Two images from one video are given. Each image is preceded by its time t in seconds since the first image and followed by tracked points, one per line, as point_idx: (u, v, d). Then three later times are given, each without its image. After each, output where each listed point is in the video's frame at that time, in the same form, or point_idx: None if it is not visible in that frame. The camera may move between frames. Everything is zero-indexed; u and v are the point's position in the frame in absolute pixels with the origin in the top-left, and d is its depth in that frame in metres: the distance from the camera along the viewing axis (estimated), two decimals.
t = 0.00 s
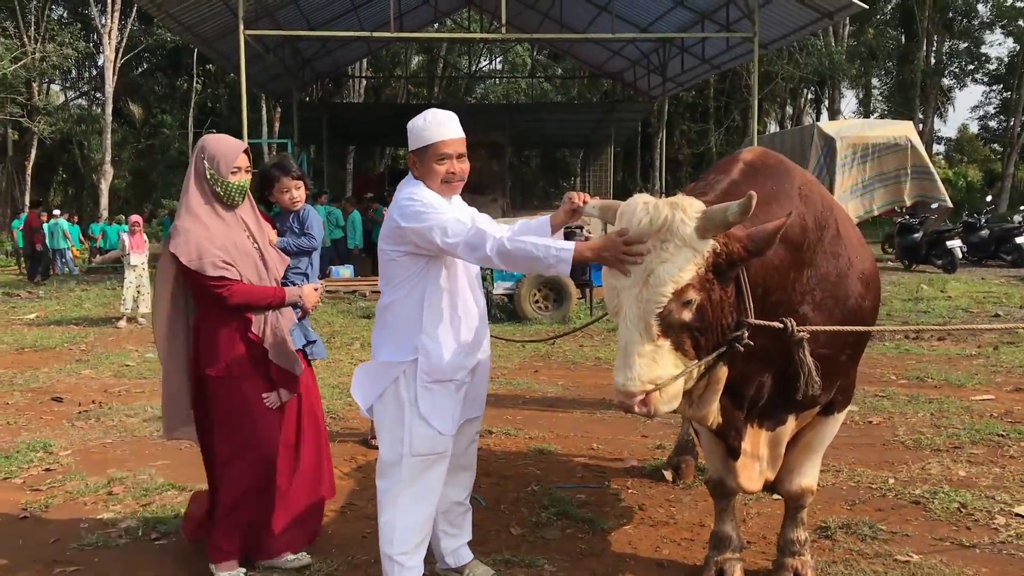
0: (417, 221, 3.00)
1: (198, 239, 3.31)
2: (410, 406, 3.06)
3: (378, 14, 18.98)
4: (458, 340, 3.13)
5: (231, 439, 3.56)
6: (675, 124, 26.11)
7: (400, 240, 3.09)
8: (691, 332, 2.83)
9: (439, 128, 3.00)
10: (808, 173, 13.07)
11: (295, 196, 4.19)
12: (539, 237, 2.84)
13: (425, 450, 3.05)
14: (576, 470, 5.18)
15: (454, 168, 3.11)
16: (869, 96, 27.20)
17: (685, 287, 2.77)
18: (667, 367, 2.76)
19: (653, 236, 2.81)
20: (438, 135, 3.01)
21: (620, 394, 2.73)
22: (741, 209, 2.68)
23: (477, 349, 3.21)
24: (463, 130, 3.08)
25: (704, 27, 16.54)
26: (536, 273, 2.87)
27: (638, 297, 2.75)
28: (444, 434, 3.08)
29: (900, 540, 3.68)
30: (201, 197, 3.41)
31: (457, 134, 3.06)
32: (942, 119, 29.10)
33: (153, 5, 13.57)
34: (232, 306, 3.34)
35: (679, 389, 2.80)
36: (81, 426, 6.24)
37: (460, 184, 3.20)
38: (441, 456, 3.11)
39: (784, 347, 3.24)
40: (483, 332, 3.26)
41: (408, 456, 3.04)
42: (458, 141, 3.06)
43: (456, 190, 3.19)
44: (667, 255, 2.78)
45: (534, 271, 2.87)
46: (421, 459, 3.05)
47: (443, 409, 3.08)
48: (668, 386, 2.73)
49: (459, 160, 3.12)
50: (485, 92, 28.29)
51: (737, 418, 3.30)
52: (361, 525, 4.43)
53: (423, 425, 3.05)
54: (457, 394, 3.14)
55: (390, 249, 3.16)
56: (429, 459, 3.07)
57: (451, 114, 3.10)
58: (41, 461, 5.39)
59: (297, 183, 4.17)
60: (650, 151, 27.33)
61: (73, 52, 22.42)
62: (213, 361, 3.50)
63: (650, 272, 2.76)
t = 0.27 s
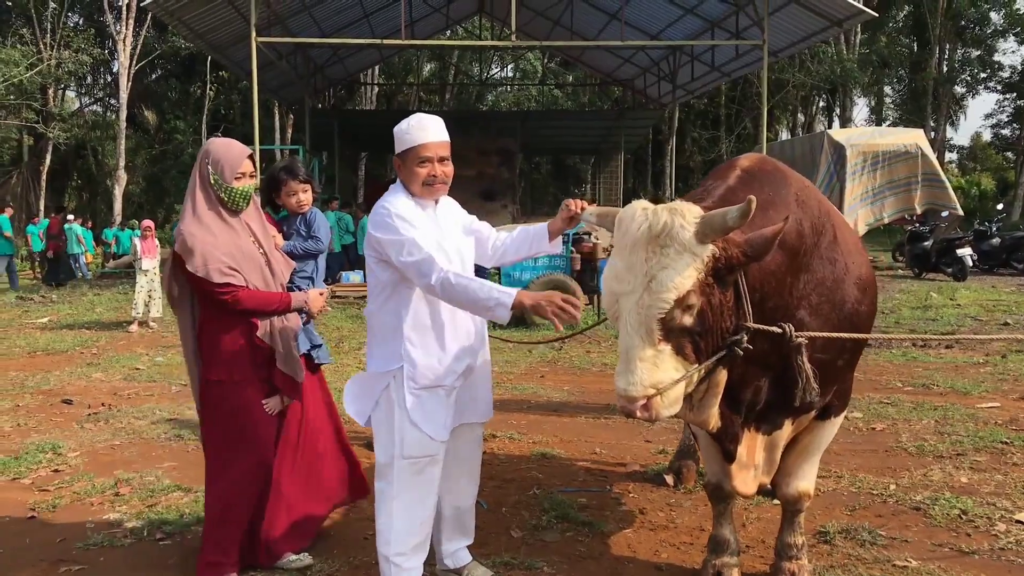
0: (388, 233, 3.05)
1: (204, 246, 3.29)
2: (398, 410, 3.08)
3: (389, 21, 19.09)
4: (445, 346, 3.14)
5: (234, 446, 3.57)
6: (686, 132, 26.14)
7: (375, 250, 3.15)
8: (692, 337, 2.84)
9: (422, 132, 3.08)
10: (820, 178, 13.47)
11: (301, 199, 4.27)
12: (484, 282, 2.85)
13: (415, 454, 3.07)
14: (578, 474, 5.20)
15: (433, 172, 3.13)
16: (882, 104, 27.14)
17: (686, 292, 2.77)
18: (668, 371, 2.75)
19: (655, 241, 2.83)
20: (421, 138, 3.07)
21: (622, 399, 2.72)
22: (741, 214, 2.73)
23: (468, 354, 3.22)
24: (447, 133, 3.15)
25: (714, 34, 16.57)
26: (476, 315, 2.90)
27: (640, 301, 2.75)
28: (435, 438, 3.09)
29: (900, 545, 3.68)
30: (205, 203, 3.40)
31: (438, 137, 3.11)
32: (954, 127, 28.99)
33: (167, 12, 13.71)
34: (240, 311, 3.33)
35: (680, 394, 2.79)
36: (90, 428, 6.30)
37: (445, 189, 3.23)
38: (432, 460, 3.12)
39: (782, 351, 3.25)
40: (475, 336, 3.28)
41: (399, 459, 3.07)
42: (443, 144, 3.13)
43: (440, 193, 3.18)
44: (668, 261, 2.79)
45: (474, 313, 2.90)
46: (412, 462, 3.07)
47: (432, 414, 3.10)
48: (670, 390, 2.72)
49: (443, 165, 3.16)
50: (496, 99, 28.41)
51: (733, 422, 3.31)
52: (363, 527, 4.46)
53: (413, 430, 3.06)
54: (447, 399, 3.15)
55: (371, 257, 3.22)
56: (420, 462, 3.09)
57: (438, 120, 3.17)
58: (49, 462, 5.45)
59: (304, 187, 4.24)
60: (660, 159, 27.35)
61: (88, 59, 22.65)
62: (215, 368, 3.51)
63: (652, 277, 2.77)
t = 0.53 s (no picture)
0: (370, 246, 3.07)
1: (196, 251, 3.24)
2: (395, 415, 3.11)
3: (399, 29, 19.18)
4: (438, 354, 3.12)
5: (228, 458, 3.41)
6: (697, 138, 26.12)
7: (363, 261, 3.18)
8: (707, 346, 2.84)
9: (432, 142, 3.08)
10: (830, 187, 13.28)
11: (301, 207, 4.21)
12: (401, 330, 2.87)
13: (412, 459, 3.08)
14: (585, 481, 5.20)
15: (443, 183, 3.15)
16: (894, 110, 27.04)
17: (701, 300, 2.79)
18: (683, 381, 2.76)
19: (670, 250, 2.84)
20: (432, 148, 3.08)
21: (637, 409, 2.72)
22: (759, 220, 2.75)
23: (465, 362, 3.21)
24: (455, 144, 3.15)
25: (724, 41, 16.56)
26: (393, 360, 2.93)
27: (655, 310, 2.76)
28: (432, 446, 3.10)
29: (907, 554, 3.67)
30: (202, 207, 3.35)
31: (448, 146, 3.12)
32: (967, 134, 28.85)
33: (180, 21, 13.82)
34: (231, 317, 3.27)
35: (694, 404, 2.80)
36: (99, 433, 6.35)
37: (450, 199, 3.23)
38: (430, 467, 3.12)
39: (788, 361, 3.27)
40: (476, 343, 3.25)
41: (396, 464, 3.09)
42: (450, 154, 3.14)
43: (447, 203, 3.21)
44: (683, 269, 2.80)
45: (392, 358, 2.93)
46: (409, 468, 3.09)
47: (430, 421, 3.11)
48: (685, 400, 2.73)
49: (450, 176, 3.17)
50: (507, 106, 28.48)
51: (739, 431, 3.33)
52: (370, 533, 4.49)
53: (410, 436, 3.08)
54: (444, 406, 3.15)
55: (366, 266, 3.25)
56: (418, 468, 3.10)
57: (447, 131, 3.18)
58: (58, 467, 5.50)
59: (305, 195, 4.18)
60: (670, 165, 27.35)
61: (101, 66, 22.84)
62: (207, 376, 3.39)
63: (667, 285, 2.78)
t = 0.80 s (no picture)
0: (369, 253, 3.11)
1: (186, 251, 3.26)
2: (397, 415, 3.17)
3: (410, 34, 19.25)
4: (438, 358, 3.13)
5: (210, 461, 3.41)
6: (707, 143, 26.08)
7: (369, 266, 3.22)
8: (732, 355, 2.84)
9: (442, 149, 3.07)
10: (839, 189, 12.91)
11: (298, 211, 4.12)
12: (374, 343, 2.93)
13: (416, 461, 3.12)
14: (593, 485, 5.19)
15: (453, 190, 3.15)
16: (905, 114, 26.93)
17: (729, 308, 2.79)
18: (709, 390, 2.75)
19: (696, 258, 2.84)
20: (441, 155, 3.07)
21: (662, 418, 2.71)
22: (788, 226, 2.75)
23: (467, 368, 3.21)
24: (464, 150, 3.15)
25: (734, 46, 16.54)
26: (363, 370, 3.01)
27: (680, 318, 2.76)
28: (435, 450, 3.13)
29: (915, 558, 3.65)
30: (196, 209, 3.37)
31: (457, 152, 3.12)
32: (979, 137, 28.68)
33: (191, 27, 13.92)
34: (222, 320, 3.29)
35: (720, 415, 2.79)
36: (110, 437, 6.40)
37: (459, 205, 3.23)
38: (433, 471, 3.14)
39: (804, 371, 3.31)
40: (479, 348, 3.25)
41: (400, 465, 3.13)
42: (459, 160, 3.13)
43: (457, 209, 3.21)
44: (710, 276, 2.80)
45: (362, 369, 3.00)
46: (413, 470, 3.13)
47: (432, 424, 3.14)
48: (712, 410, 2.72)
49: (460, 182, 3.17)
50: (517, 111, 28.53)
51: (751, 437, 3.32)
52: (378, 537, 4.50)
53: (412, 439, 3.12)
54: (445, 411, 3.15)
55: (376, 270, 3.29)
56: (422, 471, 3.13)
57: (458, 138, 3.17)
58: (69, 471, 5.54)
59: (302, 200, 4.10)
60: (680, 170, 27.31)
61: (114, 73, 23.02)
62: (198, 379, 3.41)
63: (694, 293, 2.78)
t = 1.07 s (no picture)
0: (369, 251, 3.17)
1: (189, 252, 3.28)
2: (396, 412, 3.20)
3: (415, 36, 19.28)
4: (434, 357, 3.14)
5: (209, 462, 3.43)
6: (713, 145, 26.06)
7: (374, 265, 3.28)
8: (755, 356, 2.84)
9: (440, 146, 3.11)
10: (845, 191, 12.86)
11: (297, 210, 4.15)
12: (368, 339, 3.01)
13: (414, 459, 3.14)
14: (596, 486, 5.20)
15: (450, 186, 3.16)
16: (912, 115, 26.85)
17: (751, 308, 2.79)
18: (732, 393, 2.75)
19: (716, 259, 2.84)
20: (438, 151, 3.11)
21: (686, 422, 2.70)
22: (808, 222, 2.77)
23: (465, 368, 3.21)
24: (465, 147, 3.18)
25: (739, 47, 16.53)
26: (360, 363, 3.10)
27: (701, 320, 2.76)
28: (432, 448, 3.13)
29: (917, 559, 3.65)
30: (195, 209, 3.39)
31: (456, 150, 3.14)
32: (986, 138, 28.58)
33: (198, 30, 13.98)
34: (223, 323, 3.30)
35: (745, 418, 2.78)
36: (115, 438, 6.43)
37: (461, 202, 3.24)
38: (430, 469, 3.15)
39: (817, 372, 3.29)
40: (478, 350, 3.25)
41: (401, 462, 3.16)
42: (459, 157, 3.15)
43: (455, 206, 3.21)
44: (730, 276, 2.80)
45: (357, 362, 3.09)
46: (411, 467, 3.15)
47: (429, 422, 3.15)
48: (735, 413, 2.72)
49: (459, 179, 3.18)
50: (523, 112, 28.55)
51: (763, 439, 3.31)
52: (379, 537, 4.50)
53: (410, 436, 3.16)
54: (441, 411, 3.16)
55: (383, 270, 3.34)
56: (421, 469, 3.14)
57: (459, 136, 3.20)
58: (74, 471, 5.57)
59: (300, 199, 4.14)
60: (686, 172, 27.28)
61: (120, 75, 23.12)
62: (199, 377, 3.43)
63: (715, 294, 2.78)
